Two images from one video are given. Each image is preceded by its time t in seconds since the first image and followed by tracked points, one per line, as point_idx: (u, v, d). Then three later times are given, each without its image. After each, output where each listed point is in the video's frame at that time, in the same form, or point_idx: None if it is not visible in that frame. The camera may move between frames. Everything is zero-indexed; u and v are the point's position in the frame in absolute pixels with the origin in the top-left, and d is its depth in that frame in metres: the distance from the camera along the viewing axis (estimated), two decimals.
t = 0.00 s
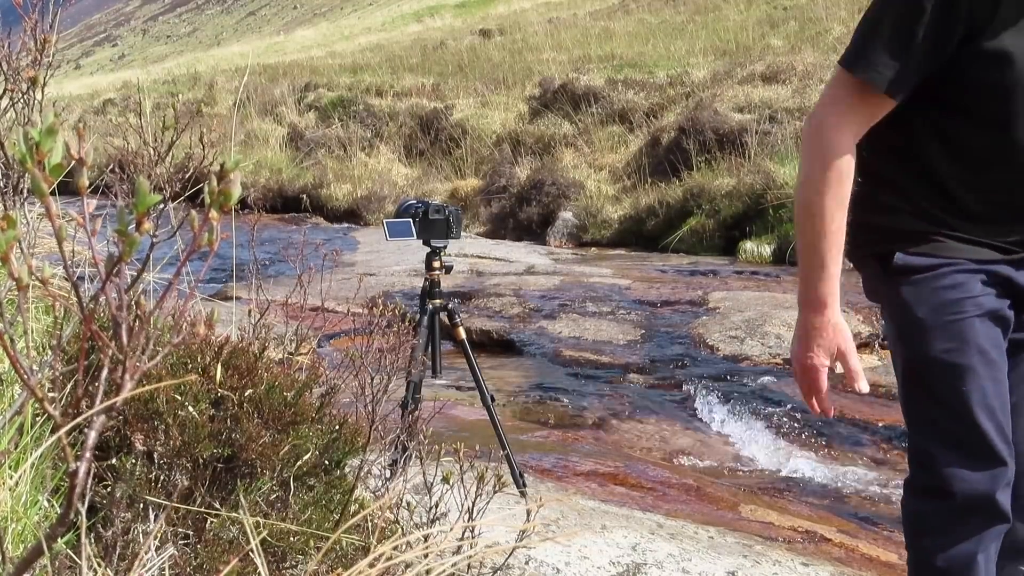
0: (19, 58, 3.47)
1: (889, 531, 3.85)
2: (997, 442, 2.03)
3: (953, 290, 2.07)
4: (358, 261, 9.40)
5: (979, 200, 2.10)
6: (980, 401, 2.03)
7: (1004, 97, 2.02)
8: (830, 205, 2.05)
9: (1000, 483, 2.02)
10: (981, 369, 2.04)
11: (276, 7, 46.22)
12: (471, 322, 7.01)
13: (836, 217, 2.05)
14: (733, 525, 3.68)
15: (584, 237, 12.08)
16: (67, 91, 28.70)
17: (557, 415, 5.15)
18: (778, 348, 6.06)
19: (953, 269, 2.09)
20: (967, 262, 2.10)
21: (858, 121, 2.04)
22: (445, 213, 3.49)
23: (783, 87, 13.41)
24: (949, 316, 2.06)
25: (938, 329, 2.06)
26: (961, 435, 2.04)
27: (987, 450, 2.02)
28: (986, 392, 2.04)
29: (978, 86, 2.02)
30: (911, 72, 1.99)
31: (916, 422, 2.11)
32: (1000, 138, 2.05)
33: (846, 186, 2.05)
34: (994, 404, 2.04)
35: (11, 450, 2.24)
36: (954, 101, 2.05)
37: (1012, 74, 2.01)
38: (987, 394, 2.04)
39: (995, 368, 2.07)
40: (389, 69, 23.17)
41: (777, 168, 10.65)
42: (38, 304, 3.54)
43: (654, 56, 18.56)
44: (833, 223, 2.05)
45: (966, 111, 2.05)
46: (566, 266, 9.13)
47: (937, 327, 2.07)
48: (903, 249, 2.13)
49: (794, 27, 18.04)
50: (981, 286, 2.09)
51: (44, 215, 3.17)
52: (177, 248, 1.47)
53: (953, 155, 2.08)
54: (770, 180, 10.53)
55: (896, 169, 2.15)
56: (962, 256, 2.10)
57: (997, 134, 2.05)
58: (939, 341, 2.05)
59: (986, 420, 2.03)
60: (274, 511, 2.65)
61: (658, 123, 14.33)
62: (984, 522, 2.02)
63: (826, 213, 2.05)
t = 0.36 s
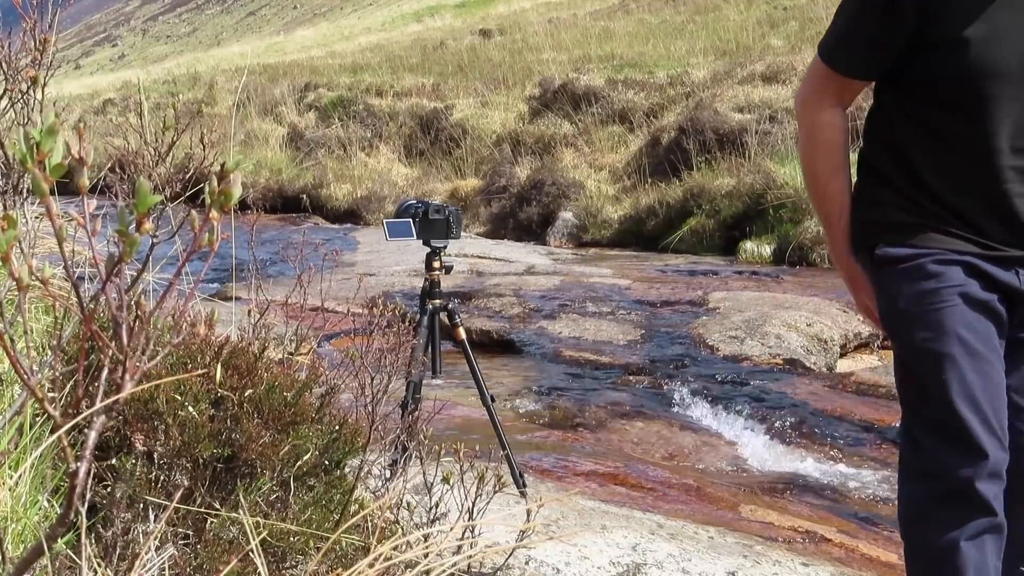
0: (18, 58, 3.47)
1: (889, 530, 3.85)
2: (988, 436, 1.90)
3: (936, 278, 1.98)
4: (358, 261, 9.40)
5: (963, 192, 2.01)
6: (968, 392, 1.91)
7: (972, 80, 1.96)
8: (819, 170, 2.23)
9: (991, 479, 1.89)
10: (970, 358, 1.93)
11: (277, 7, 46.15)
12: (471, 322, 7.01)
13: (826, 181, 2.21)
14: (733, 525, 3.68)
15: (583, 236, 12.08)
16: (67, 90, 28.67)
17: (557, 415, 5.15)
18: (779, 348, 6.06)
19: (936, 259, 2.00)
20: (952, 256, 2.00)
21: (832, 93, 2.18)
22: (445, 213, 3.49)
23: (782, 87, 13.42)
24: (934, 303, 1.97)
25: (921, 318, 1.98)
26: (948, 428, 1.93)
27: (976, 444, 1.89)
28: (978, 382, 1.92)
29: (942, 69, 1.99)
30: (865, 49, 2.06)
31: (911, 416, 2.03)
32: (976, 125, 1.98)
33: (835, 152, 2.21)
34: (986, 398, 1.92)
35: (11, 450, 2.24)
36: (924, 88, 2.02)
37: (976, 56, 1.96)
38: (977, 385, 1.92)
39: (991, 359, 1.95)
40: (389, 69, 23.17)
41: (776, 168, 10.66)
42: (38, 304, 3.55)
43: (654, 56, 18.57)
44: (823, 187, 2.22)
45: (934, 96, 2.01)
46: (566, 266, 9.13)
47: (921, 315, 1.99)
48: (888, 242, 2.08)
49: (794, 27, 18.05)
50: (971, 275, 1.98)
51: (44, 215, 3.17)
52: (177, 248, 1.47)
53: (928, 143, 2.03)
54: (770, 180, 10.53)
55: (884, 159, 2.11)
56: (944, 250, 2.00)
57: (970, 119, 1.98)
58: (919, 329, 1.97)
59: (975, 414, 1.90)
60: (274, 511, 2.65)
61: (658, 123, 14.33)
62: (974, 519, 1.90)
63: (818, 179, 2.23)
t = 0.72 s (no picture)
0: (19, 58, 3.47)
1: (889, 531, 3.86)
2: (938, 414, 2.01)
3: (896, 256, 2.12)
4: (358, 261, 9.40)
5: (933, 170, 2.15)
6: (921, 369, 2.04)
7: (941, 55, 2.12)
8: (811, 143, 2.42)
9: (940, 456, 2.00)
10: (923, 336, 2.05)
11: (276, 7, 46.05)
12: (471, 322, 7.01)
13: (818, 152, 2.40)
14: (732, 525, 3.68)
15: (584, 236, 12.07)
16: (66, 90, 28.64)
17: (556, 414, 5.15)
18: (779, 348, 6.06)
19: (897, 239, 2.14)
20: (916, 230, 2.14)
21: (822, 72, 2.38)
22: (445, 214, 3.49)
23: (783, 87, 13.42)
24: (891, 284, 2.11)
25: (881, 299, 2.12)
26: (903, 407, 2.06)
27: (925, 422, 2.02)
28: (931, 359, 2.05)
29: (915, 47, 2.16)
30: (851, 29, 2.28)
31: (876, 398, 2.16)
32: (943, 101, 2.13)
33: (827, 131, 2.39)
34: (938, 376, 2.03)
35: (11, 450, 2.24)
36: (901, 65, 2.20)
37: (941, 33, 2.11)
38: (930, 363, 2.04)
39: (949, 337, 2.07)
40: (389, 69, 23.15)
41: (776, 168, 10.67)
42: (39, 304, 3.55)
43: (654, 56, 18.57)
44: (815, 160, 2.41)
45: (907, 75, 2.18)
46: (566, 266, 9.13)
47: (881, 296, 2.13)
48: (859, 219, 2.24)
49: (794, 27, 18.05)
50: (931, 255, 2.11)
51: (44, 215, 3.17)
52: (177, 248, 1.47)
53: (899, 120, 2.20)
54: (770, 180, 10.54)
55: (866, 137, 2.29)
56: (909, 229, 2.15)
57: (936, 96, 2.14)
58: (877, 307, 2.12)
59: (926, 391, 2.03)
60: (274, 511, 2.64)
61: (658, 123, 14.34)
62: (927, 498, 2.00)
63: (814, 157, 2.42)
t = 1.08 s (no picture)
0: (18, 58, 3.47)
1: (889, 531, 3.94)
2: (801, 384, 1.95)
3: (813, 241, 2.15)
4: (358, 261, 9.39)
5: (873, 159, 2.15)
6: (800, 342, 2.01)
7: (882, 42, 2.14)
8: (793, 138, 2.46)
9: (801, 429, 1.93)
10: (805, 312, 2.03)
11: (276, 7, 46.00)
12: (471, 322, 7.00)
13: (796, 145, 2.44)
14: (733, 524, 3.69)
15: (584, 236, 12.07)
16: (66, 90, 28.61)
17: (556, 414, 5.14)
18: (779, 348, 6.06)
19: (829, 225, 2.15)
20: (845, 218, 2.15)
21: (812, 65, 2.44)
22: (445, 213, 3.48)
23: (783, 87, 13.43)
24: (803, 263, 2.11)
25: (795, 275, 2.12)
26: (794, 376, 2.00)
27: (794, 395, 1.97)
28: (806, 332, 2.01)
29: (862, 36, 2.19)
30: (821, 22, 2.34)
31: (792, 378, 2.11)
32: (881, 89, 2.14)
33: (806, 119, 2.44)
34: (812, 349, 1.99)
35: (10, 450, 2.24)
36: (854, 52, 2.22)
37: (885, 17, 2.12)
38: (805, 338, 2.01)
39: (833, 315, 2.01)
40: (389, 69, 23.14)
41: (777, 168, 10.68)
42: (39, 304, 3.55)
43: (654, 56, 18.57)
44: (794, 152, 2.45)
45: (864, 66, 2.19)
46: (566, 266, 9.13)
47: (796, 272, 2.12)
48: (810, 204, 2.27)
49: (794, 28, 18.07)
50: (851, 241, 2.10)
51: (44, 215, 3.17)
52: (177, 248, 1.47)
53: (854, 113, 2.21)
54: (770, 180, 10.55)
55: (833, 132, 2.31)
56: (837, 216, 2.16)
57: (878, 87, 2.15)
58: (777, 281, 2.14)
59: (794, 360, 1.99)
60: (274, 511, 2.64)
61: (658, 124, 14.34)
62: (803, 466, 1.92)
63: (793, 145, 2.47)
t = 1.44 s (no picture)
0: (18, 58, 3.47)
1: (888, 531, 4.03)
2: (714, 405, 2.01)
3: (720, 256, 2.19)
4: (358, 261, 9.40)
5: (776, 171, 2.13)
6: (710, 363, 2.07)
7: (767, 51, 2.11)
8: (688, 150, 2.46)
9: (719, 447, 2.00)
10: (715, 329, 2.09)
11: (276, 7, 45.93)
12: (471, 322, 7.00)
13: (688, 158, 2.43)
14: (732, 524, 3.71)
15: (584, 236, 12.07)
16: (66, 90, 28.57)
17: (556, 414, 5.15)
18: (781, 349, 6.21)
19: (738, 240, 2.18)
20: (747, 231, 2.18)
21: (717, 76, 2.40)
22: (446, 213, 3.49)
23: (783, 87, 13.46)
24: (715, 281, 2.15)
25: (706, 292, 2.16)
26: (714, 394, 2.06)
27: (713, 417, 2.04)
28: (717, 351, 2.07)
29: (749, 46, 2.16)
30: (719, 29, 2.31)
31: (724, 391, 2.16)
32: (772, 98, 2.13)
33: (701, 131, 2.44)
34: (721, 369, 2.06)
35: (11, 450, 2.24)
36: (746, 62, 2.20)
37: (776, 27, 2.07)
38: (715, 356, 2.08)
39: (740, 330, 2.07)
40: (389, 69, 23.14)
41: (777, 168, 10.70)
42: (39, 304, 3.55)
43: (654, 56, 18.60)
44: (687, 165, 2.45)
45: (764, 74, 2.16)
46: (566, 266, 9.13)
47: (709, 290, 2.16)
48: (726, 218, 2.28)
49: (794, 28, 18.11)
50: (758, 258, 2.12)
51: (44, 215, 3.17)
52: (178, 248, 1.47)
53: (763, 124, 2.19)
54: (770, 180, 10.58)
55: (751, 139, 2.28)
56: (741, 229, 2.20)
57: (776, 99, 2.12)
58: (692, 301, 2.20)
59: (706, 384, 2.05)
60: (274, 511, 2.64)
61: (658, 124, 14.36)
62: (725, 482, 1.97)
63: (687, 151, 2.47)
